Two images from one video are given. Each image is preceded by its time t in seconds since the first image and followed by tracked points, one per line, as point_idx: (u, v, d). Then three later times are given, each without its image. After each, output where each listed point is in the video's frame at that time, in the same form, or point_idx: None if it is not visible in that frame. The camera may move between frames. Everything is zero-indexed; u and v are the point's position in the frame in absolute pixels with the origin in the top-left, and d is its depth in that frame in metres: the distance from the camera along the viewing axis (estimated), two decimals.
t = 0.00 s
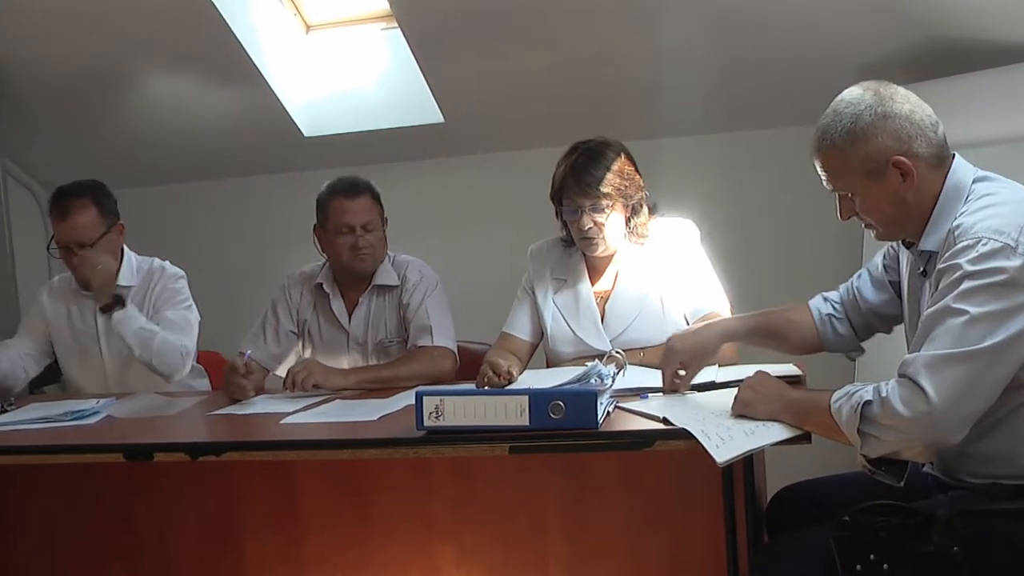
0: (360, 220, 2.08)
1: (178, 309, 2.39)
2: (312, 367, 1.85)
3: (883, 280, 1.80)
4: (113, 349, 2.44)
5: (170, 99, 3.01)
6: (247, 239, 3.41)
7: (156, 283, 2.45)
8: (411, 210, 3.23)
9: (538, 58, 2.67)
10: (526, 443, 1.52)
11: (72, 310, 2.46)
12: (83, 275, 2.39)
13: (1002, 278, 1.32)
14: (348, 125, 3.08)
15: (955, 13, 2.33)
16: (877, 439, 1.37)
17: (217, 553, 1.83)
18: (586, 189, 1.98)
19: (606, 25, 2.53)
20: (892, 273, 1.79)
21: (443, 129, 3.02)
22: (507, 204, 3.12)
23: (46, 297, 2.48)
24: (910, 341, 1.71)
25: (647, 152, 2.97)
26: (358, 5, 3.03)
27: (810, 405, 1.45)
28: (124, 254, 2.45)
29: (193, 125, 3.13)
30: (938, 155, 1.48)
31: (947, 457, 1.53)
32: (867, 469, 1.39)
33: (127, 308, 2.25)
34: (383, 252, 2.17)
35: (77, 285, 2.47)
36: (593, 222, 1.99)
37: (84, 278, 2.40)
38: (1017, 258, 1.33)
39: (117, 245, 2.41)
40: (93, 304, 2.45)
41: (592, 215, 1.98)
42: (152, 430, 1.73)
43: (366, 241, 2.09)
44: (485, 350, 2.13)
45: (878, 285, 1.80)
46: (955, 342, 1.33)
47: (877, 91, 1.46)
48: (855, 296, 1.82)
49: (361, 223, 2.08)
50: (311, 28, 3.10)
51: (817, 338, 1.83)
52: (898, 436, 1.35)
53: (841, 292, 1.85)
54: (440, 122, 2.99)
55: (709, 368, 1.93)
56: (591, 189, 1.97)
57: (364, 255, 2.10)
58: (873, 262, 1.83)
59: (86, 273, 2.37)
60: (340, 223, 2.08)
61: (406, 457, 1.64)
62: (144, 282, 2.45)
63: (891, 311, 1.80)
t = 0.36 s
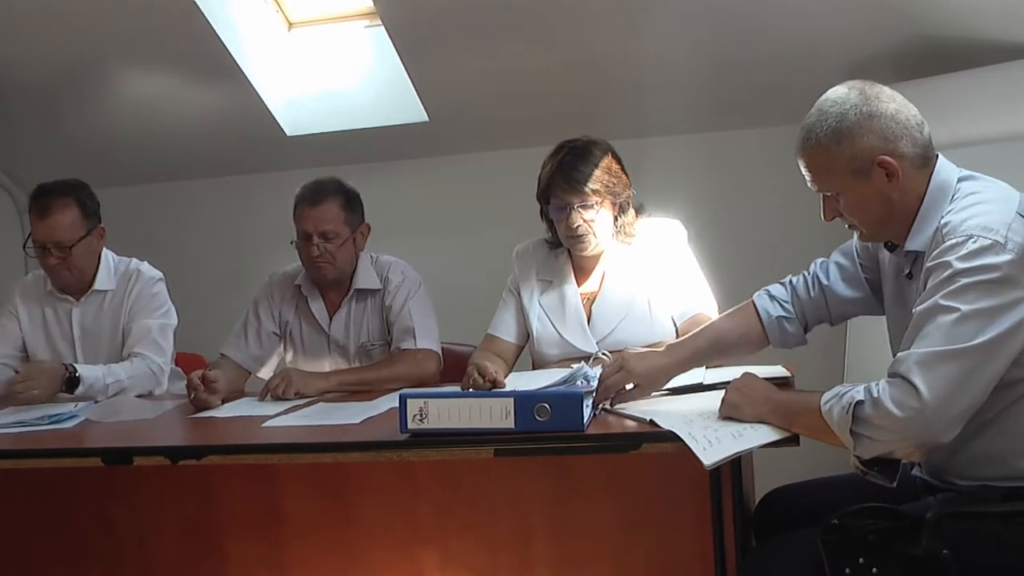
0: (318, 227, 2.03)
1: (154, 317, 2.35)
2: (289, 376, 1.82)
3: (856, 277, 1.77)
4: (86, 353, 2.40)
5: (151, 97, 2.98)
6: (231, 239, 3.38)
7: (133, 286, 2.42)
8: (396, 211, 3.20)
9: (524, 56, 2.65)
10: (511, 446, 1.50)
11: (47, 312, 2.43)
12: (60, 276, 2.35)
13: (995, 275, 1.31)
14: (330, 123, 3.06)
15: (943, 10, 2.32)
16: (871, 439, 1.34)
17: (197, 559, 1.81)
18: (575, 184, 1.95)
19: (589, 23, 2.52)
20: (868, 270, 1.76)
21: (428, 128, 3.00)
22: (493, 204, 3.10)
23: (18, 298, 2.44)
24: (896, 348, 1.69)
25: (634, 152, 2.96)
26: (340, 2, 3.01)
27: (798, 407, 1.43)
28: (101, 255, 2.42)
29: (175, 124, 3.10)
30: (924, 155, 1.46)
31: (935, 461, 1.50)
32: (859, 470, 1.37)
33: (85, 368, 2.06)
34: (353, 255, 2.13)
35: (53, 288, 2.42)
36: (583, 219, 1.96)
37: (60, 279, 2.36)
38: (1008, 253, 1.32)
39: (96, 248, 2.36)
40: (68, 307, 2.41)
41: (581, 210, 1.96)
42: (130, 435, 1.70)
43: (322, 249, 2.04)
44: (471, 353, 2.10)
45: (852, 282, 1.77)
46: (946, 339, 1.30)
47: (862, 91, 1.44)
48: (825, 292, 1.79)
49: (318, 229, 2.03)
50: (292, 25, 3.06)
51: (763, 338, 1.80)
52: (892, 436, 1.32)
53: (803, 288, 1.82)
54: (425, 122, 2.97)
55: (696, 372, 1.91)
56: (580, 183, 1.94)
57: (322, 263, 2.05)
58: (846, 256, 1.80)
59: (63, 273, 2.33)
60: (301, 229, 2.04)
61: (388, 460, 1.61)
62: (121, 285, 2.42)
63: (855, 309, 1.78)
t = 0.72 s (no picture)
0: (300, 230, 2.01)
1: (145, 324, 2.33)
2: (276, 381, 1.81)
3: (845, 276, 1.75)
4: (75, 357, 2.37)
5: (138, 96, 2.95)
6: (219, 240, 3.35)
7: (124, 289, 2.39)
8: (385, 210, 3.17)
9: (513, 55, 2.63)
10: (499, 450, 1.47)
11: (35, 315, 2.39)
12: (55, 280, 2.30)
13: (985, 277, 1.29)
14: (317, 123, 3.04)
15: (932, 8, 2.30)
16: (862, 442, 1.32)
17: (181, 565, 1.78)
18: (563, 189, 1.93)
19: (579, 22, 2.50)
20: (858, 270, 1.74)
21: (416, 127, 2.98)
22: (483, 203, 3.08)
23: (5, 299, 2.38)
24: (886, 351, 1.67)
25: (624, 152, 2.94)
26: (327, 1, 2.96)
27: (789, 410, 1.42)
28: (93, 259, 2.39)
29: (162, 123, 3.08)
30: (908, 158, 1.44)
31: (927, 464, 1.48)
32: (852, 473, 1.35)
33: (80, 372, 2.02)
34: (338, 258, 2.11)
35: (42, 290, 2.38)
36: (572, 224, 1.94)
37: (54, 283, 2.31)
38: (996, 254, 1.31)
39: (92, 253, 2.32)
40: (58, 311, 2.37)
41: (570, 217, 1.94)
42: (113, 437, 1.67)
43: (305, 251, 2.02)
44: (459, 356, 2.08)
45: (840, 282, 1.75)
46: (936, 340, 1.29)
47: (842, 97, 1.43)
48: (813, 292, 1.77)
49: (301, 232, 2.01)
50: (278, 23, 3.03)
51: (750, 337, 1.78)
52: (883, 438, 1.30)
53: (791, 288, 1.80)
54: (412, 120, 2.94)
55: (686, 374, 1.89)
56: (568, 189, 1.92)
57: (305, 266, 2.04)
58: (834, 255, 1.78)
59: (59, 277, 2.29)
60: (284, 232, 2.02)
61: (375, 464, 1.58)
62: (113, 289, 2.39)
63: (842, 309, 1.77)
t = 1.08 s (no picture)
0: (288, 230, 1.99)
1: (129, 325, 2.30)
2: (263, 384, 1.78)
3: (841, 280, 1.73)
4: (57, 361, 2.34)
5: (126, 95, 2.92)
6: (208, 240, 3.32)
7: (106, 290, 2.37)
8: (375, 210, 3.15)
9: (505, 53, 2.61)
10: (489, 453, 1.44)
11: (16, 318, 2.36)
12: (36, 283, 2.27)
13: (981, 277, 1.27)
14: (305, 121, 3.01)
15: (927, 6, 2.29)
16: (857, 442, 1.30)
17: (166, 568, 1.76)
18: (554, 189, 1.91)
19: (571, 20, 2.48)
20: (854, 273, 1.72)
21: (407, 126, 2.96)
22: (474, 203, 3.06)
23: None
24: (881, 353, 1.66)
25: (615, 152, 2.92)
26: None
27: (783, 412, 1.39)
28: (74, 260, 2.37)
29: (150, 123, 3.05)
30: (904, 157, 1.42)
31: (922, 466, 1.46)
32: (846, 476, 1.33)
33: (64, 374, 2.00)
34: (326, 258, 2.09)
35: (24, 293, 2.35)
36: (563, 224, 1.92)
37: (36, 286, 2.28)
38: (992, 254, 1.29)
39: (74, 255, 2.30)
40: (40, 313, 2.34)
41: (560, 216, 1.92)
42: (96, 441, 1.65)
43: (293, 251, 2.00)
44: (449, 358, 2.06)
45: (836, 285, 1.73)
46: (932, 340, 1.27)
47: (838, 95, 1.41)
48: (809, 296, 1.75)
49: (289, 232, 1.99)
50: (266, 20, 3.02)
51: (745, 346, 1.76)
52: (878, 438, 1.28)
53: (786, 294, 1.78)
54: (402, 120, 2.92)
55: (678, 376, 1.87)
56: (559, 189, 1.90)
57: (293, 266, 2.01)
58: (830, 258, 1.76)
59: (41, 280, 2.26)
60: (272, 232, 2.00)
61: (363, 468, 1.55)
62: (95, 290, 2.37)
63: (838, 313, 1.74)
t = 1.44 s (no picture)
0: (277, 231, 1.97)
1: (110, 329, 2.27)
2: (250, 388, 1.76)
3: (829, 278, 1.71)
4: (37, 366, 2.31)
5: (112, 93, 2.90)
6: (196, 242, 3.28)
7: (86, 292, 2.34)
8: (365, 211, 3.12)
9: (497, 52, 2.59)
10: (479, 458, 1.42)
11: None
12: (13, 284, 2.24)
13: (977, 279, 1.25)
14: (294, 122, 2.99)
15: (922, 5, 2.28)
16: (850, 447, 1.28)
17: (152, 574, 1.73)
18: (544, 189, 1.89)
19: (562, 18, 2.46)
20: (845, 271, 1.70)
21: (396, 127, 2.93)
22: (465, 204, 3.03)
23: None
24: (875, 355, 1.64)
25: (607, 152, 2.90)
26: None
27: (776, 416, 1.37)
28: (52, 262, 2.34)
29: (137, 122, 3.02)
30: (901, 158, 1.41)
31: (917, 471, 1.44)
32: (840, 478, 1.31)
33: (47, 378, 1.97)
34: (315, 259, 2.07)
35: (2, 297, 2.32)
36: (552, 225, 1.90)
37: (13, 288, 2.25)
38: (988, 256, 1.27)
39: (51, 255, 2.27)
40: (19, 318, 2.31)
41: (550, 216, 1.90)
42: (80, 446, 1.62)
43: (281, 253, 1.98)
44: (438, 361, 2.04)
45: (826, 283, 1.71)
46: (927, 343, 1.25)
47: (834, 94, 1.39)
48: (799, 293, 1.73)
49: (277, 234, 1.97)
50: (254, 19, 3.00)
51: (731, 337, 1.74)
52: (872, 443, 1.26)
53: (775, 287, 1.76)
54: (390, 119, 2.90)
55: (672, 379, 1.85)
56: (549, 189, 1.88)
57: (281, 268, 1.99)
58: (821, 255, 1.74)
59: (18, 281, 2.23)
60: (260, 233, 1.98)
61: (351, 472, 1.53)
62: (74, 293, 2.34)
63: (825, 310, 1.73)
